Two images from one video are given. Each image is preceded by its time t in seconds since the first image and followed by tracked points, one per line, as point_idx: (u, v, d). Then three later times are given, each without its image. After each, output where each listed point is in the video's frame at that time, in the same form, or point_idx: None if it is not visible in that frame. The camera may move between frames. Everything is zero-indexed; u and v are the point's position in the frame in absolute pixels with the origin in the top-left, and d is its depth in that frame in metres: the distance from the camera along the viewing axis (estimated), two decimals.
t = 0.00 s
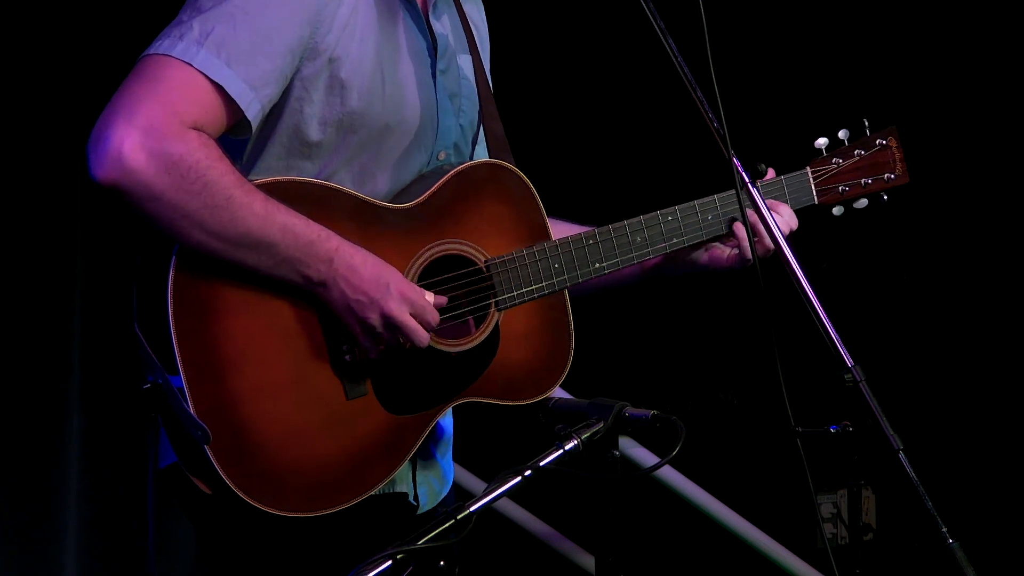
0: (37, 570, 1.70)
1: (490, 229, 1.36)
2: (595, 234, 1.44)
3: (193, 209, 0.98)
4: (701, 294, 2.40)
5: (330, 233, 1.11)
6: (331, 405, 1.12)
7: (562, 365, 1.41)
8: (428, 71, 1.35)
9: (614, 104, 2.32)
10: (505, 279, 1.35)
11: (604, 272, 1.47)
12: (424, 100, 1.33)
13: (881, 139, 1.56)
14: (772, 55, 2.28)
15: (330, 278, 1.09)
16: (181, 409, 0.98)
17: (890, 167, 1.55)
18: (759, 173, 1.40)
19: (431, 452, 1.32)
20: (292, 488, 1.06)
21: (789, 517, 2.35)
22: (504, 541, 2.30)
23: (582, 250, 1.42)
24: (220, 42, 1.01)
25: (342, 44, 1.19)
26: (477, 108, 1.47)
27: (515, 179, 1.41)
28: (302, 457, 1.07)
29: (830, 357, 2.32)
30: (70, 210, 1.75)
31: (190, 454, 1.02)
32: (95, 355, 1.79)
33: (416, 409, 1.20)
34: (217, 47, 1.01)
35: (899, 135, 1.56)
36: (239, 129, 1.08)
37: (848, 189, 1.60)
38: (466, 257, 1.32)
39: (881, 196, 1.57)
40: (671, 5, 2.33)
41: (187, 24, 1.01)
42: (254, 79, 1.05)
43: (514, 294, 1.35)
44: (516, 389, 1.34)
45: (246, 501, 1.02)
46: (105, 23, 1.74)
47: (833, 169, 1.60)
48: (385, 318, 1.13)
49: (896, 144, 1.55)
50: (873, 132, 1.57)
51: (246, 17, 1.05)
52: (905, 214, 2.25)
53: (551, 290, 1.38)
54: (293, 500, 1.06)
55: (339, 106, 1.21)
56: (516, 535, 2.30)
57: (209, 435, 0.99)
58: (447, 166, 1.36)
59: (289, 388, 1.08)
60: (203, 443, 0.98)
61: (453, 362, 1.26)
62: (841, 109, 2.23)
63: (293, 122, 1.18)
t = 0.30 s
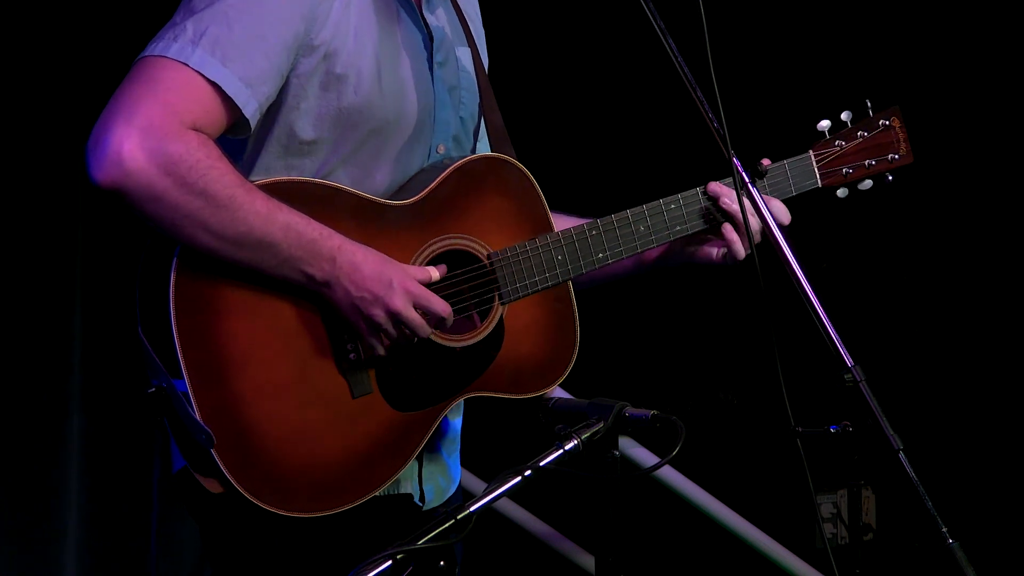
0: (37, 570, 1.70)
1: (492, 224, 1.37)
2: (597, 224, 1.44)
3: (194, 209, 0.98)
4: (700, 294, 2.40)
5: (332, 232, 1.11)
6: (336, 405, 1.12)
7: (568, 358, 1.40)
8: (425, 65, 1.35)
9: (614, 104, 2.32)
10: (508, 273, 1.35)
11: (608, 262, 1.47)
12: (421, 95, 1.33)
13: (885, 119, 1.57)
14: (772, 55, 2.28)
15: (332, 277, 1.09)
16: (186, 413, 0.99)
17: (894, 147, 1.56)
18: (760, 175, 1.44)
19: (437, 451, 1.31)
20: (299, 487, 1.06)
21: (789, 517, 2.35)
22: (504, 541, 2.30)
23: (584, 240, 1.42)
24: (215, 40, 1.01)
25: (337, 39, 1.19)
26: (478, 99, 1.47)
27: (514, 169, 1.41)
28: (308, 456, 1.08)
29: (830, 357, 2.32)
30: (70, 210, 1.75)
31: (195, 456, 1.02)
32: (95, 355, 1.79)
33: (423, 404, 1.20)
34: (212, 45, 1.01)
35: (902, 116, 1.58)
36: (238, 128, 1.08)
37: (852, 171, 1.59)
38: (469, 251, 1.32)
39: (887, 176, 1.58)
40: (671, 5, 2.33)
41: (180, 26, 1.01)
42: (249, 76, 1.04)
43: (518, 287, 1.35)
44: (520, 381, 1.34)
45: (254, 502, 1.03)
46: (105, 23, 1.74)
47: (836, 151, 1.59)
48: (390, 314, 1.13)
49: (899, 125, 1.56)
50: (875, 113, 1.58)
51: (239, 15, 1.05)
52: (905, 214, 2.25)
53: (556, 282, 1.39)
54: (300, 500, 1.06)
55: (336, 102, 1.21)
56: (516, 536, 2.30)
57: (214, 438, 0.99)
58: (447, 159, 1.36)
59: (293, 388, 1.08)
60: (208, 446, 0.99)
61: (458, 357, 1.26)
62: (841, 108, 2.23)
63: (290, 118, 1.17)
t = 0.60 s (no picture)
0: (37, 571, 1.70)
1: (499, 226, 1.36)
2: (607, 229, 1.44)
3: (203, 203, 0.98)
4: (700, 294, 2.40)
5: (339, 232, 1.11)
6: (341, 405, 1.12)
7: (575, 362, 1.41)
8: (432, 62, 1.35)
9: (613, 104, 2.32)
10: (516, 276, 1.35)
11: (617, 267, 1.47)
12: (428, 92, 1.33)
13: (903, 128, 1.55)
14: (771, 56, 2.28)
15: (338, 277, 1.09)
16: (189, 413, 0.99)
17: (912, 156, 1.56)
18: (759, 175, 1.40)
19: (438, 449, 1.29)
20: (301, 487, 1.06)
21: (789, 517, 2.35)
22: (504, 541, 2.30)
23: (594, 245, 1.42)
24: (224, 30, 1.01)
25: (344, 34, 1.19)
26: (481, 102, 1.45)
27: (521, 170, 1.41)
28: (310, 456, 1.07)
29: (829, 357, 2.32)
30: (70, 209, 1.75)
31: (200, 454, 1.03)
32: (95, 355, 1.78)
33: (423, 408, 1.20)
34: (223, 34, 1.01)
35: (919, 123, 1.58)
36: (249, 116, 1.08)
37: (868, 179, 1.59)
38: (477, 254, 1.32)
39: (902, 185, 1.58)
40: (670, 5, 2.33)
41: (191, 15, 1.02)
42: (261, 66, 1.05)
43: (526, 291, 1.35)
44: (528, 385, 1.34)
45: (256, 502, 1.02)
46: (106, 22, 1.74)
47: (851, 159, 1.59)
48: (392, 318, 1.11)
49: (917, 133, 1.56)
50: (893, 121, 1.56)
51: (248, 6, 1.05)
52: (904, 215, 2.26)
53: (565, 286, 1.39)
54: (300, 500, 1.06)
55: (344, 97, 1.21)
56: (516, 536, 2.30)
57: (214, 438, 1.00)
58: (457, 160, 1.35)
59: (298, 387, 1.08)
60: (208, 447, 0.99)
61: (464, 359, 1.26)
62: (840, 109, 2.24)
63: (302, 114, 1.18)
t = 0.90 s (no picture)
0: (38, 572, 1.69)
1: (506, 231, 1.36)
2: (613, 232, 1.44)
3: (207, 212, 0.97)
4: (700, 294, 2.40)
5: (343, 238, 1.10)
6: (348, 411, 1.11)
7: (581, 366, 1.40)
8: (437, 67, 1.34)
9: (614, 104, 2.32)
10: (522, 279, 1.35)
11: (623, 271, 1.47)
12: (434, 97, 1.33)
13: (909, 130, 1.54)
14: (772, 56, 2.28)
15: (343, 283, 1.09)
16: (195, 418, 0.99)
17: (916, 158, 1.54)
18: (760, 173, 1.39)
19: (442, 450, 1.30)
20: (308, 492, 1.06)
21: (789, 517, 2.36)
22: (505, 541, 2.30)
23: (600, 248, 1.42)
24: (230, 39, 1.01)
25: (351, 40, 1.18)
26: (486, 106, 1.45)
27: (533, 177, 1.41)
28: (316, 462, 1.07)
29: (829, 357, 2.33)
30: (70, 208, 1.74)
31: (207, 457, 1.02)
32: (94, 356, 1.77)
33: (429, 412, 1.20)
34: (228, 44, 1.00)
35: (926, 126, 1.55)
36: (252, 127, 1.08)
37: (873, 182, 1.59)
38: (483, 258, 1.32)
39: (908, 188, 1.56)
40: (671, 5, 2.33)
41: (196, 24, 1.01)
42: (265, 75, 1.04)
43: (531, 295, 1.35)
44: (534, 389, 1.35)
45: (262, 507, 1.02)
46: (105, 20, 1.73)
47: (857, 161, 1.59)
48: (398, 324, 1.12)
49: (923, 135, 1.54)
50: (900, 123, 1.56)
51: (255, 14, 1.04)
52: (903, 215, 2.26)
53: (571, 289, 1.39)
54: (306, 505, 1.05)
55: (351, 103, 1.21)
56: (516, 536, 2.30)
57: (221, 442, 0.99)
58: (464, 163, 1.35)
59: (304, 393, 1.07)
60: (215, 450, 0.99)
61: (470, 363, 1.25)
62: (841, 109, 2.24)
63: (308, 120, 1.18)
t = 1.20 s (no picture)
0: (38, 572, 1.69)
1: (513, 228, 1.36)
2: (619, 225, 1.44)
3: (218, 216, 0.97)
4: (699, 294, 2.40)
5: (352, 238, 1.10)
6: (359, 413, 1.11)
7: (588, 361, 1.40)
8: (440, 65, 1.34)
9: (614, 104, 2.32)
10: (530, 274, 1.35)
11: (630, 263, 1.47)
12: (438, 95, 1.33)
13: (909, 113, 1.55)
14: (772, 56, 2.29)
15: (353, 284, 1.08)
16: (209, 422, 0.98)
17: (918, 141, 1.56)
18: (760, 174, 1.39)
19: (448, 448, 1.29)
20: (320, 493, 1.06)
21: (789, 517, 2.36)
22: (505, 541, 2.30)
23: (606, 241, 1.42)
24: (235, 42, 1.00)
25: (354, 41, 1.18)
26: (490, 102, 1.45)
27: (535, 171, 1.41)
28: (327, 463, 1.07)
29: (829, 357, 2.33)
30: (70, 207, 1.73)
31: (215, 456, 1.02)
32: (94, 355, 1.77)
33: (439, 412, 1.20)
34: (234, 47, 1.00)
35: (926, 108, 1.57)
36: (259, 129, 1.08)
37: (876, 166, 1.59)
38: (491, 254, 1.32)
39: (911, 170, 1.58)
40: (671, 5, 2.33)
41: (201, 28, 1.01)
42: (270, 76, 1.04)
43: (540, 290, 1.35)
44: (541, 384, 1.35)
45: (276, 508, 1.02)
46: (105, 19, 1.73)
47: (859, 146, 1.59)
48: (409, 323, 1.12)
49: (924, 117, 1.55)
50: (899, 107, 1.57)
51: (259, 15, 1.04)
52: (902, 215, 2.26)
53: (579, 282, 1.39)
54: (318, 506, 1.06)
55: (355, 103, 1.21)
56: (517, 536, 2.30)
57: (236, 446, 0.99)
58: (468, 160, 1.35)
59: (315, 395, 1.07)
60: (230, 456, 0.98)
61: (481, 359, 1.26)
62: (841, 109, 2.24)
63: (312, 120, 1.18)
